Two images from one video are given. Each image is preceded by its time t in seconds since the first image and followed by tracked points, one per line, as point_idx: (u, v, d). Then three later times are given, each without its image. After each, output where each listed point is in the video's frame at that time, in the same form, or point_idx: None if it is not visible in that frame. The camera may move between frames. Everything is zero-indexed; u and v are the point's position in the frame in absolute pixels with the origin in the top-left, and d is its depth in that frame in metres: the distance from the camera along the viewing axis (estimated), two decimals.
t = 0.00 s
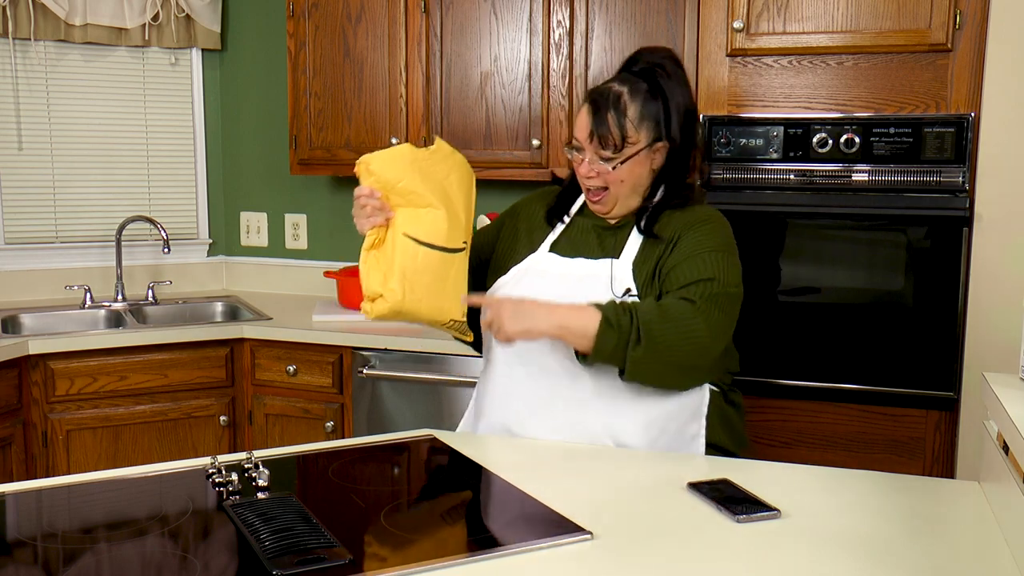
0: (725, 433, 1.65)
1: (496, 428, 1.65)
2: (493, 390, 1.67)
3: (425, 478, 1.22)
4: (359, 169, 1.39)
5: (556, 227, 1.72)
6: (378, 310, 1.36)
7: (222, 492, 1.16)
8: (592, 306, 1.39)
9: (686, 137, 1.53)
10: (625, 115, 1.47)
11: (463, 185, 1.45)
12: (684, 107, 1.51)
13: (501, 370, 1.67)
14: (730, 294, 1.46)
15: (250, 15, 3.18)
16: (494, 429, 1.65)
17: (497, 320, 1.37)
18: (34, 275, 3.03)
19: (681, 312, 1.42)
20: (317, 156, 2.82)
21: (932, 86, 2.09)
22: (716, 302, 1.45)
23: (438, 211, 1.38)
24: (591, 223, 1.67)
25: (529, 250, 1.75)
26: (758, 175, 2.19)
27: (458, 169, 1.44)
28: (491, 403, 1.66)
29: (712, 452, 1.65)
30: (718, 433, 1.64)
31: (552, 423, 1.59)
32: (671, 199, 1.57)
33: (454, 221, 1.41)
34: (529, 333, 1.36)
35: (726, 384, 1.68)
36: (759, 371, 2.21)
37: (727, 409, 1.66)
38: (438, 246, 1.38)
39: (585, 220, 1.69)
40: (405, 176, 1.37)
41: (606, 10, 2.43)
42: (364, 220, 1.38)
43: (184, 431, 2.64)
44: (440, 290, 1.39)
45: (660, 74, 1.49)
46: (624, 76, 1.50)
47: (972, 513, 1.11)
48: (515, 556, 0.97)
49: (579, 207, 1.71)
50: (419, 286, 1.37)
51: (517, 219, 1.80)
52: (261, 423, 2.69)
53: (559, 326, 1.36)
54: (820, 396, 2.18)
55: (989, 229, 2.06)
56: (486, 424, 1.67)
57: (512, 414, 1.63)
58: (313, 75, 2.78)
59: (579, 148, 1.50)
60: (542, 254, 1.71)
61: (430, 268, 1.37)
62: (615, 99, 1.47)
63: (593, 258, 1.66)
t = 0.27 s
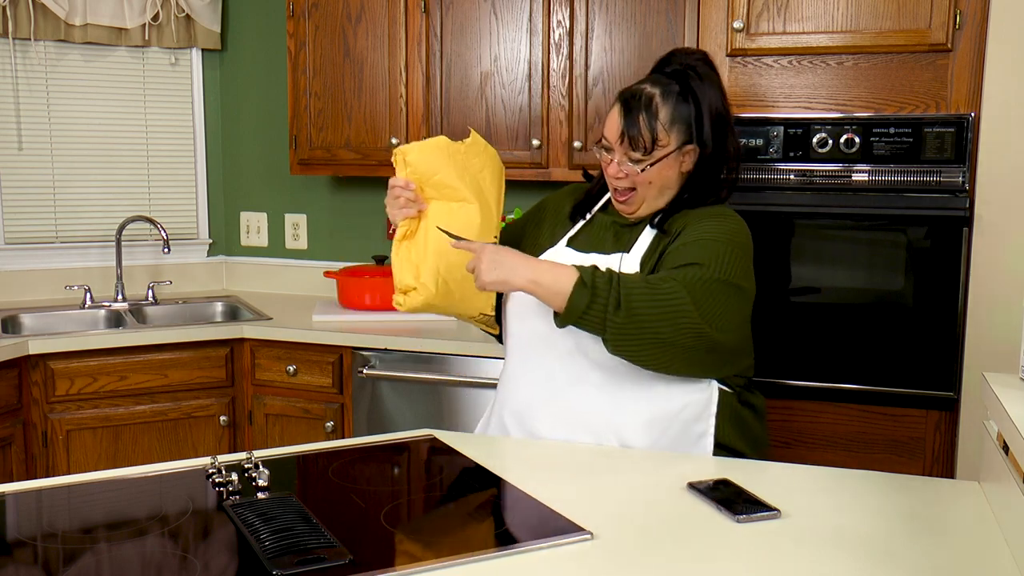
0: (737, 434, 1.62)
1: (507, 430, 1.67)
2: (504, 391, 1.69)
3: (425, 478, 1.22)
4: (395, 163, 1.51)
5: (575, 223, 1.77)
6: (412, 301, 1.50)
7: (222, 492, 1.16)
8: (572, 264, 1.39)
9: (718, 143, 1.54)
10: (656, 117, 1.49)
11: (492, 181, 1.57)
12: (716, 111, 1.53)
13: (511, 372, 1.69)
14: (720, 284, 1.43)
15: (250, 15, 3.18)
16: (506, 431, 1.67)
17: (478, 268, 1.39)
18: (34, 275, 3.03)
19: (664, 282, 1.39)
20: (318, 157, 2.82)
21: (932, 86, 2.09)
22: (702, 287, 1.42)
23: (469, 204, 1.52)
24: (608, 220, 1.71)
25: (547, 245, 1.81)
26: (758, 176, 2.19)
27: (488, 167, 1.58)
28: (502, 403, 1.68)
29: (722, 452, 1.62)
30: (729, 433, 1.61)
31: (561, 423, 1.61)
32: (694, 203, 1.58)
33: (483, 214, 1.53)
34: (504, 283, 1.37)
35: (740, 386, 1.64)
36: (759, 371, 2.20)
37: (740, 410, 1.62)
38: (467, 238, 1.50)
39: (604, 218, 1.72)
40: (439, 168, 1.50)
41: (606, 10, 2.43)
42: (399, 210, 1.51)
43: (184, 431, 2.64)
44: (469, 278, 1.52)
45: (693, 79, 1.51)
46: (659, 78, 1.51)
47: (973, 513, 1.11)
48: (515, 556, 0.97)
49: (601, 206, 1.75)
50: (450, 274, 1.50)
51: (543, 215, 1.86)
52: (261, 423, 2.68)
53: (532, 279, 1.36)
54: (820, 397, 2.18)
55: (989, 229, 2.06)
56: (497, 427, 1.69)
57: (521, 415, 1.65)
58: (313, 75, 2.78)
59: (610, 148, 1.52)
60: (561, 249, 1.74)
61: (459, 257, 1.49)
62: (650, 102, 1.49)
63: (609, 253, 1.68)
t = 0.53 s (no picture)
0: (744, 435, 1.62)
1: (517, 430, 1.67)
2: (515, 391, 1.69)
3: (425, 478, 1.22)
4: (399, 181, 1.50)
5: (585, 224, 1.77)
6: (414, 316, 1.49)
7: (222, 492, 1.16)
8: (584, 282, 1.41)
9: (725, 142, 1.55)
10: (666, 116, 1.50)
11: (499, 193, 1.55)
12: (723, 112, 1.54)
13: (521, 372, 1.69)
14: (735, 290, 1.44)
15: (250, 15, 3.18)
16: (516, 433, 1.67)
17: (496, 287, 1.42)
18: (34, 275, 3.03)
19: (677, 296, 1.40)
20: (317, 156, 2.82)
21: (932, 86, 2.09)
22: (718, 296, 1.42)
23: (473, 220, 1.50)
24: (619, 221, 1.70)
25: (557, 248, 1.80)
26: (758, 176, 2.19)
27: (495, 181, 1.55)
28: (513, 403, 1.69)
29: (730, 454, 1.61)
30: (737, 435, 1.60)
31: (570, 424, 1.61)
32: (703, 204, 1.58)
33: (489, 228, 1.51)
34: (517, 305, 1.40)
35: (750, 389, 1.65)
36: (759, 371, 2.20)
37: (749, 413, 1.62)
38: (472, 254, 1.49)
39: (615, 218, 1.71)
40: (442, 184, 1.48)
41: (606, 10, 2.43)
42: (405, 225, 1.51)
43: (184, 431, 2.64)
44: (473, 293, 1.50)
45: (700, 77, 1.52)
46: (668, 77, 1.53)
47: (973, 513, 1.11)
48: (516, 556, 0.97)
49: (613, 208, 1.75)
50: (455, 290, 1.48)
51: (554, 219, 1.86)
52: (261, 423, 2.68)
53: (547, 298, 1.39)
54: (820, 397, 2.18)
55: (989, 229, 2.05)
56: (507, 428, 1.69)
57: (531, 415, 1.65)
58: (313, 75, 2.78)
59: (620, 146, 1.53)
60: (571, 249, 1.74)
61: (464, 273, 1.48)
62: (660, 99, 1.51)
63: (619, 253, 1.67)
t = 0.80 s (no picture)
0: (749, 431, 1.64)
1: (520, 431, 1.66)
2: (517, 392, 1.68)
3: (425, 478, 1.22)
4: (395, 167, 1.50)
5: (587, 221, 1.77)
6: (408, 302, 1.48)
7: (222, 492, 1.16)
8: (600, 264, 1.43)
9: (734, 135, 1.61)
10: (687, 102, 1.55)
11: (496, 182, 1.56)
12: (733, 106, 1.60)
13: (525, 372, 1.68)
14: (742, 284, 1.45)
15: (251, 15, 3.18)
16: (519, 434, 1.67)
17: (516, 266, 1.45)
18: (33, 275, 3.03)
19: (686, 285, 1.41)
20: (317, 157, 2.82)
21: (932, 86, 2.09)
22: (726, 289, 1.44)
23: (470, 206, 1.50)
24: (621, 218, 1.71)
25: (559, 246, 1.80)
26: (758, 176, 2.19)
27: (490, 170, 1.57)
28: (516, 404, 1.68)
29: (738, 450, 1.64)
30: (742, 430, 1.62)
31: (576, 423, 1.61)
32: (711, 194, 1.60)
33: (485, 216, 1.52)
34: (534, 280, 1.43)
35: (755, 383, 1.67)
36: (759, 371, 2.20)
37: (754, 407, 1.64)
38: (468, 241, 1.49)
39: (618, 215, 1.71)
40: (440, 171, 1.49)
41: (606, 10, 2.43)
42: (400, 212, 1.50)
43: (184, 431, 2.64)
44: (468, 281, 1.50)
45: (707, 68, 1.58)
46: (678, 67, 1.58)
47: (973, 513, 1.11)
48: (516, 556, 0.97)
49: (614, 204, 1.74)
50: (450, 276, 1.48)
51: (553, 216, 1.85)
52: (261, 423, 2.68)
53: (561, 278, 1.41)
54: (820, 397, 2.18)
55: (989, 229, 2.05)
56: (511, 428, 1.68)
57: (535, 415, 1.64)
58: (313, 75, 2.78)
59: (638, 130, 1.56)
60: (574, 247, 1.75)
61: (459, 260, 1.48)
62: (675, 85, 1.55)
63: (624, 250, 1.68)
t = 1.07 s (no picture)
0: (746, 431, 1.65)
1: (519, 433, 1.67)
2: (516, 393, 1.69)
3: (425, 478, 1.22)
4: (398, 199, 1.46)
5: (581, 225, 1.79)
6: (416, 339, 1.46)
7: (222, 492, 1.16)
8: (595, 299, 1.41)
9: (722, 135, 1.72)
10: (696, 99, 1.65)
11: (501, 211, 1.52)
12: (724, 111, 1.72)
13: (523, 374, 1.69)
14: (742, 291, 1.47)
15: (251, 15, 3.18)
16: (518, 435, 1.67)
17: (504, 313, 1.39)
18: (33, 275, 3.03)
19: (688, 301, 1.42)
20: (317, 156, 2.82)
21: (932, 86, 2.09)
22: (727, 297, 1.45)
23: (475, 239, 1.46)
24: (617, 223, 1.74)
25: (553, 250, 1.82)
26: (758, 175, 2.19)
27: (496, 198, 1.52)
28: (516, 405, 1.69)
29: (736, 451, 1.64)
30: (741, 433, 1.63)
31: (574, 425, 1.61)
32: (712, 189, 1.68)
33: (491, 247, 1.48)
34: (530, 329, 1.38)
35: (750, 385, 1.68)
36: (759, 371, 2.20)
37: (751, 409, 1.65)
38: (474, 274, 1.46)
39: (613, 219, 1.74)
40: (443, 205, 1.44)
41: (606, 10, 2.43)
42: (405, 244, 1.48)
43: (184, 431, 2.64)
44: (476, 314, 1.47)
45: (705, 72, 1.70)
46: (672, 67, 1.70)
47: (972, 513, 1.11)
48: (516, 556, 0.97)
49: (608, 208, 1.77)
50: (457, 311, 1.46)
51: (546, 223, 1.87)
52: (261, 423, 2.68)
53: (560, 320, 1.37)
54: (821, 396, 2.18)
55: (989, 229, 2.05)
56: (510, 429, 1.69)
57: (534, 416, 1.65)
58: (313, 74, 2.78)
59: (652, 122, 1.64)
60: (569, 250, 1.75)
61: (466, 296, 1.46)
62: (679, 80, 1.66)
63: (620, 255, 1.70)
